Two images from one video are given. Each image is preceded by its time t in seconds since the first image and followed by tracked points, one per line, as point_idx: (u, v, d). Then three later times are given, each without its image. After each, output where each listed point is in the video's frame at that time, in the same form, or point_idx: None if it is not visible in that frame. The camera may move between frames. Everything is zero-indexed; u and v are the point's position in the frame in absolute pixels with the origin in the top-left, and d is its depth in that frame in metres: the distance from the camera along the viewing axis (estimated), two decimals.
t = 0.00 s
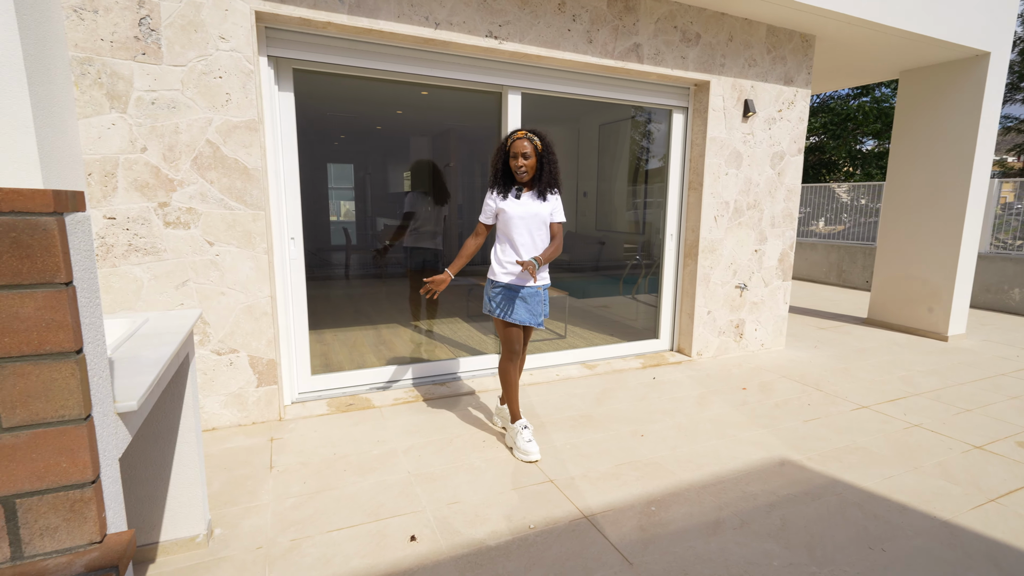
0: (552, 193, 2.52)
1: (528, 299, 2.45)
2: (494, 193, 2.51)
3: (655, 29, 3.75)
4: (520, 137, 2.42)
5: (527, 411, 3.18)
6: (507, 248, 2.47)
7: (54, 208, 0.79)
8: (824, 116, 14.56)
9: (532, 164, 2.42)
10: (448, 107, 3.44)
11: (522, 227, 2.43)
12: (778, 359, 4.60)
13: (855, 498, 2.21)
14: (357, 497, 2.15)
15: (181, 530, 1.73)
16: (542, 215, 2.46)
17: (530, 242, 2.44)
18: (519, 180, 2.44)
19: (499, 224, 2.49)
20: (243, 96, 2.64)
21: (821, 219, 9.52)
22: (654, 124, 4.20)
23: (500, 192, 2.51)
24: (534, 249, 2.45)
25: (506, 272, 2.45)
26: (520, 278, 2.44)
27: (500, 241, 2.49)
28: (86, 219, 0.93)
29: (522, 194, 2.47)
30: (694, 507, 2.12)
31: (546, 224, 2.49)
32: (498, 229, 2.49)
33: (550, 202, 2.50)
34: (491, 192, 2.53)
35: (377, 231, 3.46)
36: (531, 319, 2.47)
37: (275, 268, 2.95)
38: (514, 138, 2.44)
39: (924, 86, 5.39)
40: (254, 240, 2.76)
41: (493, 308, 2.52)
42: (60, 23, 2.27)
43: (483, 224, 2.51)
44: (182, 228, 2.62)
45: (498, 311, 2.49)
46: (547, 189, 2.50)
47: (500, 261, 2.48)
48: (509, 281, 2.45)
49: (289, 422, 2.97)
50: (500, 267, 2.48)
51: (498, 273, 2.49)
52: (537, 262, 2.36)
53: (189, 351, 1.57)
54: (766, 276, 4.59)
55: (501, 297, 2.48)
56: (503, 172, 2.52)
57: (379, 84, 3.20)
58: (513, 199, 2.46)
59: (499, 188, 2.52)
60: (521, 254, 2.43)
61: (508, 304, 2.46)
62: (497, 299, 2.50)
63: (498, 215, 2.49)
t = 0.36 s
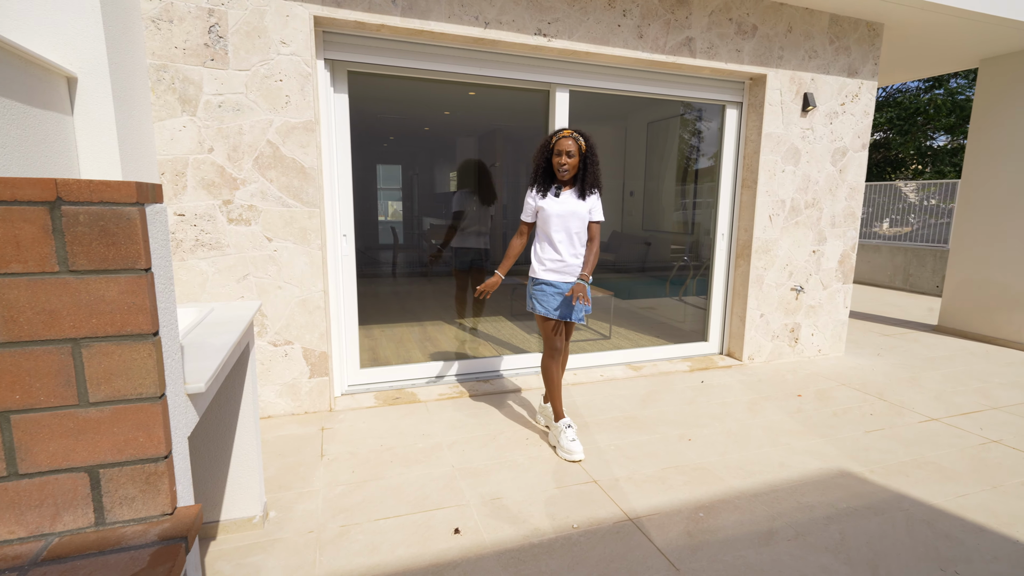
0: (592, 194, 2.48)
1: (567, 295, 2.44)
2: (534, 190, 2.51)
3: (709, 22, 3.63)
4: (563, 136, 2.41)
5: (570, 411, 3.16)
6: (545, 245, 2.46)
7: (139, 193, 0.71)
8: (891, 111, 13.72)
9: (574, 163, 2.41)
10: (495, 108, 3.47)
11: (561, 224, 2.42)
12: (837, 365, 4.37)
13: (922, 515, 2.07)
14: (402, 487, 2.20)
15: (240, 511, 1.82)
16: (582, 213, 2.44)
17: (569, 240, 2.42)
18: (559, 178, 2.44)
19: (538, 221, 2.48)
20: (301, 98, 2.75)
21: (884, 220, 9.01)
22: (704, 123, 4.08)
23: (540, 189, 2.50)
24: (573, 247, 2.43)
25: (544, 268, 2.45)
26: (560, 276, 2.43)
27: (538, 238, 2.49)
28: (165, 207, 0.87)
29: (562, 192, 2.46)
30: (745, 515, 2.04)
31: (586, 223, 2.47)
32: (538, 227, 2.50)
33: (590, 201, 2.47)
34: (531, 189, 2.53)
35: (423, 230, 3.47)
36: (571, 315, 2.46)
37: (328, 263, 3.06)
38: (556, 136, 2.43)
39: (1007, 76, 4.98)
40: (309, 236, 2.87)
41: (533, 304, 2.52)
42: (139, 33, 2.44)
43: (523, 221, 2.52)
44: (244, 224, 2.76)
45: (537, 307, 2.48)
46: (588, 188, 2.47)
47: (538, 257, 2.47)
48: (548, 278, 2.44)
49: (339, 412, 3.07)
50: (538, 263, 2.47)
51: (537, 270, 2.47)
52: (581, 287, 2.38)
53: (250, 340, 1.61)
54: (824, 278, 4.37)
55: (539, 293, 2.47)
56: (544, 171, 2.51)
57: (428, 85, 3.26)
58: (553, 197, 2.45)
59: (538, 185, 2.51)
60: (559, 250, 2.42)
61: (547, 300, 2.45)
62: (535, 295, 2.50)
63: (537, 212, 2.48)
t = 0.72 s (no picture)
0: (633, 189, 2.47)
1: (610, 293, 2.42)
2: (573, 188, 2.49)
3: (760, 15, 3.51)
4: (604, 134, 2.39)
5: (610, 412, 3.12)
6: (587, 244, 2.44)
7: (204, 189, 0.74)
8: (960, 105, 12.86)
9: (616, 160, 2.40)
10: (538, 109, 3.49)
11: (603, 223, 2.40)
12: (896, 374, 4.13)
13: (991, 535, 1.93)
14: (442, 481, 2.23)
15: (288, 496, 1.90)
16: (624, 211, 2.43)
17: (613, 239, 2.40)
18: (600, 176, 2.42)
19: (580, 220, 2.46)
20: (350, 100, 2.84)
21: (951, 222, 8.45)
22: (753, 121, 3.95)
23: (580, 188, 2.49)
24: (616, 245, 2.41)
25: (586, 267, 2.42)
26: (603, 275, 2.41)
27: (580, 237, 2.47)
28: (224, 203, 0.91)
29: (602, 190, 2.45)
30: (793, 525, 1.96)
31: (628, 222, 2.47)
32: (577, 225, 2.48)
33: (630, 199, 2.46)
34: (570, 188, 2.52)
35: (464, 230, 3.52)
36: (612, 314, 2.44)
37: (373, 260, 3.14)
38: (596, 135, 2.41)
39: None
40: (356, 234, 2.96)
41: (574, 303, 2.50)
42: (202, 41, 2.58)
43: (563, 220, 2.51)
44: (295, 222, 2.87)
45: (579, 307, 2.45)
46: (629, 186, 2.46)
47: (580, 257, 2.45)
48: (590, 277, 2.42)
49: (381, 406, 3.15)
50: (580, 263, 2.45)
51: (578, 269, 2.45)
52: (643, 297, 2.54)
53: (299, 332, 1.68)
54: (883, 282, 4.14)
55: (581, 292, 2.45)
56: (583, 169, 2.49)
57: (471, 87, 3.30)
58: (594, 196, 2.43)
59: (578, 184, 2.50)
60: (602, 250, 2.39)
61: (590, 299, 2.42)
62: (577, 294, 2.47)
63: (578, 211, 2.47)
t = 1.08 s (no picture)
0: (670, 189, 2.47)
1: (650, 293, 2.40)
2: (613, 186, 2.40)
3: (806, 8, 3.38)
4: (652, 134, 2.32)
5: (644, 415, 3.08)
6: (628, 244, 2.40)
7: (253, 188, 0.77)
8: None
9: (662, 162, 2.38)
10: (574, 108, 3.47)
11: (647, 223, 2.37)
12: (950, 382, 3.92)
13: None
14: (474, 478, 2.25)
15: (326, 487, 1.96)
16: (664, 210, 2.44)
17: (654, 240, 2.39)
18: (646, 177, 2.36)
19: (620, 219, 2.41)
20: (389, 102, 2.89)
21: (1015, 223, 7.95)
22: (797, 118, 3.83)
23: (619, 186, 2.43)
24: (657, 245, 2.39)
25: (627, 267, 2.39)
26: (643, 275, 2.39)
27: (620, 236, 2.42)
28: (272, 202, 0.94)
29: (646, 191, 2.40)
30: (836, 537, 1.89)
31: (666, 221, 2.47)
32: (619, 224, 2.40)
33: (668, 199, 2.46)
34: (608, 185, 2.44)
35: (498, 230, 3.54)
36: (651, 314, 2.42)
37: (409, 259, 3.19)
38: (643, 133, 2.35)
39: None
40: (393, 233, 3.02)
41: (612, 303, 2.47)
42: (251, 47, 2.69)
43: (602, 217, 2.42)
44: (335, 221, 2.95)
45: (618, 306, 2.42)
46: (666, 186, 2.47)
47: (620, 256, 2.41)
48: (631, 277, 2.39)
49: (415, 402, 3.21)
50: (620, 262, 2.41)
51: (618, 269, 2.41)
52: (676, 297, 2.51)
53: (339, 328, 1.73)
54: (937, 285, 3.93)
55: (620, 291, 2.42)
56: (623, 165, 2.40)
57: (508, 86, 3.31)
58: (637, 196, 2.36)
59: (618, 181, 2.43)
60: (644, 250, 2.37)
61: (630, 299, 2.39)
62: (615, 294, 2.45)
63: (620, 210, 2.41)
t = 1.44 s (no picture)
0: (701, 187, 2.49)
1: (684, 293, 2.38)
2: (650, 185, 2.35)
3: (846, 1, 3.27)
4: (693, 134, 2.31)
5: (671, 418, 3.03)
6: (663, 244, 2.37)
7: (290, 188, 0.79)
8: None
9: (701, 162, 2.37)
10: (603, 107, 3.45)
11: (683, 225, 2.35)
12: (998, 391, 3.73)
13: None
14: (499, 477, 2.26)
15: (354, 481, 2.00)
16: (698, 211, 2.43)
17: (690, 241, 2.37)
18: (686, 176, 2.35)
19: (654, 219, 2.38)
20: (419, 103, 2.93)
21: None
22: (835, 115, 3.72)
23: (653, 185, 2.36)
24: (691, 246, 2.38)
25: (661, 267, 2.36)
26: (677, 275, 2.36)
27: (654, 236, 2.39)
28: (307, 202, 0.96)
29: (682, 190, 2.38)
30: (871, 548, 1.83)
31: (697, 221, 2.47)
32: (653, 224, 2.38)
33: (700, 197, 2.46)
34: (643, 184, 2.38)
35: (524, 230, 3.56)
36: (684, 315, 2.39)
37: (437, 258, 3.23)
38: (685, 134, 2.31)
39: None
40: (422, 232, 3.05)
41: (643, 303, 2.44)
42: (287, 51, 2.77)
43: (635, 216, 2.36)
44: (365, 221, 3.00)
45: (651, 307, 2.39)
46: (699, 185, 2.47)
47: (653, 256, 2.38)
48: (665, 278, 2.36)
49: (442, 400, 3.24)
50: (653, 262, 2.38)
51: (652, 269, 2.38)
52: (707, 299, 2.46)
53: (369, 325, 1.76)
54: (985, 289, 3.75)
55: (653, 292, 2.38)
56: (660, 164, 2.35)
57: (537, 86, 3.31)
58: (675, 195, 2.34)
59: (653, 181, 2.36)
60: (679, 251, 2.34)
61: (664, 299, 2.37)
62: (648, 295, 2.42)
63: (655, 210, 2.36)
